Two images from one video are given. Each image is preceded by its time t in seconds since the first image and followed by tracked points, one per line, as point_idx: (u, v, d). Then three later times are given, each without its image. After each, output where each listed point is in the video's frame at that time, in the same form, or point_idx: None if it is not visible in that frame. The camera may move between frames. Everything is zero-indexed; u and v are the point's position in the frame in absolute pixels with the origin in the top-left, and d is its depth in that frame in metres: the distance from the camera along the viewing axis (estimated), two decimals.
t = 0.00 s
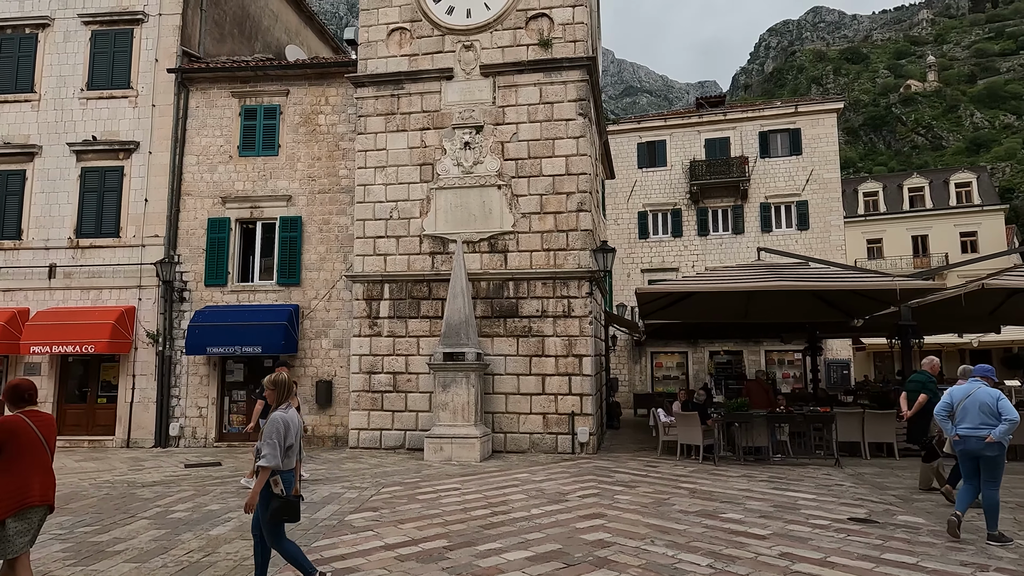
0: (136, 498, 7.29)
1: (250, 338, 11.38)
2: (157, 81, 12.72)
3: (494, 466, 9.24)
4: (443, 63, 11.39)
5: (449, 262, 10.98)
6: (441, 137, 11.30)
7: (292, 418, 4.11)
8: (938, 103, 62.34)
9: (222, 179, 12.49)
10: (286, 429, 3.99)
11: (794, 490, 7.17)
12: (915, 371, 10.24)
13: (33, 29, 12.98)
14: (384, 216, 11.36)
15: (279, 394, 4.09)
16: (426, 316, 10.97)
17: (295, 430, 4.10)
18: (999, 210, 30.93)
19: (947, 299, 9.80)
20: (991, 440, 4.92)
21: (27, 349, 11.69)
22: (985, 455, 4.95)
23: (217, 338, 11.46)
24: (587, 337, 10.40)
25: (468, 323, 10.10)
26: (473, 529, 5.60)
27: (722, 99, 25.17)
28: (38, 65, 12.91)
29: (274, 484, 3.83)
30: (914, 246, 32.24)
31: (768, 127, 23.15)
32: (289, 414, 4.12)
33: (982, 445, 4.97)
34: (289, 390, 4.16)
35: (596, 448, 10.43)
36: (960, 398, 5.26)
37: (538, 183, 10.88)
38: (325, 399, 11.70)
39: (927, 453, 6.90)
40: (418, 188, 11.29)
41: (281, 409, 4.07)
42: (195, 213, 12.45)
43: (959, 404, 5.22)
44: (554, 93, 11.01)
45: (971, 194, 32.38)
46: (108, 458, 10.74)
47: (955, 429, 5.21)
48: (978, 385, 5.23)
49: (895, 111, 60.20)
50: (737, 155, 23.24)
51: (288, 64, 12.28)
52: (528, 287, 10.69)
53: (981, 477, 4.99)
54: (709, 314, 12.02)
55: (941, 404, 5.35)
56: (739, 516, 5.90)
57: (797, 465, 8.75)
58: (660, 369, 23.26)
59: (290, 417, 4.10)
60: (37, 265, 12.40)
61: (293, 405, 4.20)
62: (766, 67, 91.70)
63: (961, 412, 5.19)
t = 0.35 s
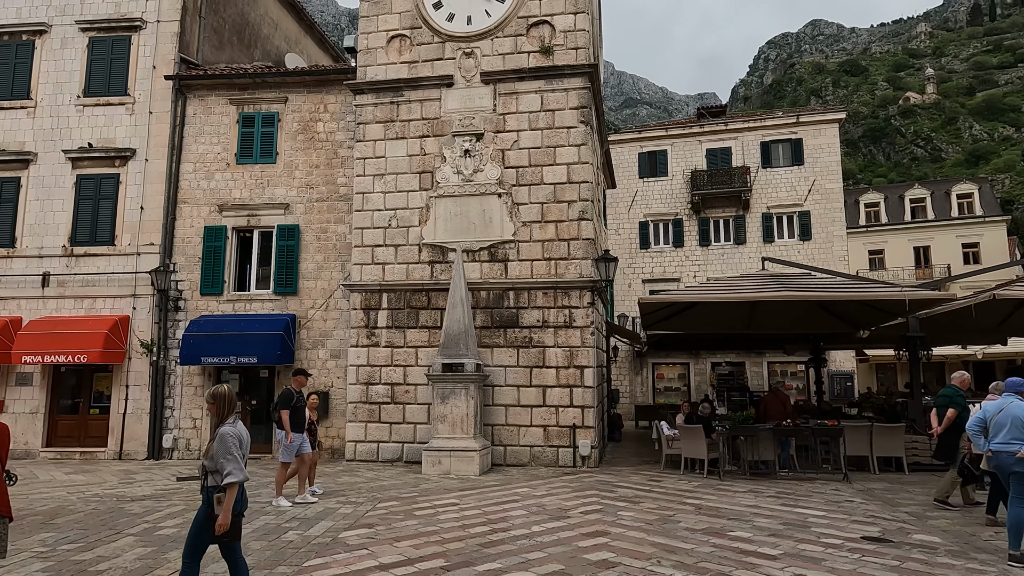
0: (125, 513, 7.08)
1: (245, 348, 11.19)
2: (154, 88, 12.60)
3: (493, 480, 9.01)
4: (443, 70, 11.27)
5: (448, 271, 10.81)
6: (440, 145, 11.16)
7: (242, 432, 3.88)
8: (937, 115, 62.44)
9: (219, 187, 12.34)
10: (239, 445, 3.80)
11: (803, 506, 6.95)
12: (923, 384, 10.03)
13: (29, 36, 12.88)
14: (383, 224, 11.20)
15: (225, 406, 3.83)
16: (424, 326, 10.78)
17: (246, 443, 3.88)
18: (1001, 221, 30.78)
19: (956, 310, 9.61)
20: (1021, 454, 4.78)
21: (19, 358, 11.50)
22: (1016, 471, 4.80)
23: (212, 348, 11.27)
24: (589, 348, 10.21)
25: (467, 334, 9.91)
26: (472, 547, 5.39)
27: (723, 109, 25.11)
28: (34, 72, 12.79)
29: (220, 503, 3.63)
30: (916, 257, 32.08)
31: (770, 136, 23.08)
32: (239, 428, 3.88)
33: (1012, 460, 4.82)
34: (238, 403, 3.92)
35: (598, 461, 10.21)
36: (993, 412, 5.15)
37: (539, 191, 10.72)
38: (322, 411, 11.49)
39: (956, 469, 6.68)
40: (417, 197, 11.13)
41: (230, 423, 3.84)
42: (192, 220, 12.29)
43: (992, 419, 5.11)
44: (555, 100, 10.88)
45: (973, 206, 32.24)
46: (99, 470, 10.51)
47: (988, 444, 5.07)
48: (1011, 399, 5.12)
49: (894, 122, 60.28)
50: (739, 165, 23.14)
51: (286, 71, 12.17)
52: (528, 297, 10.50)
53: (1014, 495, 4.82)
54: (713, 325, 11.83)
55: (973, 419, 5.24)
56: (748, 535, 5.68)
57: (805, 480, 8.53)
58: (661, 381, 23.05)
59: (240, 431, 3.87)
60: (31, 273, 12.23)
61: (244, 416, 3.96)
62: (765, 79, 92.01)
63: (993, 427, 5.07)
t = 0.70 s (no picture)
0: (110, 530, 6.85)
1: (240, 360, 10.99)
2: (152, 97, 12.50)
3: (492, 497, 8.79)
4: (443, 79, 11.16)
5: (446, 282, 10.64)
6: (440, 155, 11.03)
7: (164, 451, 3.68)
8: (937, 129, 62.54)
9: (216, 196, 12.20)
10: (157, 463, 3.58)
11: (812, 525, 6.72)
12: (931, 399, 9.83)
13: (27, 45, 12.81)
14: (381, 234, 11.04)
15: (149, 422, 3.67)
16: (422, 338, 10.59)
17: (168, 463, 3.68)
18: (1004, 234, 30.62)
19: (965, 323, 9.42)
20: None
21: (10, 369, 11.30)
22: None
23: (206, 360, 11.07)
24: (590, 361, 10.01)
25: (466, 345, 9.71)
26: (468, 568, 5.17)
27: (724, 121, 25.05)
28: (32, 81, 12.70)
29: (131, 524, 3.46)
30: (918, 270, 31.90)
31: (771, 148, 23.00)
32: (161, 446, 3.69)
33: None
34: (163, 420, 3.73)
35: (599, 477, 9.98)
36: None
37: (540, 202, 10.57)
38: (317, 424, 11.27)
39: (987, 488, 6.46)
40: (417, 207, 10.98)
41: (150, 441, 3.64)
42: (188, 230, 12.14)
43: None
44: (556, 109, 10.76)
45: (975, 219, 32.09)
46: (88, 484, 10.28)
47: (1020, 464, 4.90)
48: None
49: (894, 136, 60.33)
50: (741, 177, 23.04)
51: (285, 81, 12.07)
52: (528, 309, 10.33)
53: None
54: (716, 337, 11.64)
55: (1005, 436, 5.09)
56: (755, 556, 5.46)
57: (812, 498, 8.29)
58: (663, 395, 22.81)
59: (162, 449, 3.68)
60: (24, 283, 12.06)
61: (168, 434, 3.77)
62: (765, 93, 92.36)
63: None
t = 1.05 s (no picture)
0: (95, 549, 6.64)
1: (234, 373, 10.79)
2: (148, 108, 12.40)
3: (489, 515, 8.57)
4: (441, 89, 11.06)
5: (444, 294, 10.47)
6: (438, 166, 10.90)
7: (88, 470, 3.66)
8: (935, 144, 62.69)
9: (212, 208, 12.07)
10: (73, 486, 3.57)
11: (819, 545, 6.51)
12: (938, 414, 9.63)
13: (23, 55, 12.74)
14: (378, 246, 10.89)
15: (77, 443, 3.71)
16: (419, 351, 10.40)
17: (94, 482, 3.67)
18: (1005, 247, 30.50)
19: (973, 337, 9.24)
20: None
21: None
22: None
23: (199, 374, 10.86)
24: (590, 375, 9.82)
25: (463, 359, 9.52)
26: None
27: (725, 134, 25.00)
28: (27, 92, 12.61)
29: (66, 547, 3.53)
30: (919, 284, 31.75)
31: (771, 162, 22.92)
32: (85, 465, 3.68)
33: None
34: (87, 440, 3.73)
35: (600, 494, 9.76)
36: None
37: (539, 213, 10.43)
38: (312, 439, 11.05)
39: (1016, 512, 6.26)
40: (414, 218, 10.84)
41: (70, 462, 3.64)
42: (182, 242, 11.99)
43: None
44: (555, 120, 10.65)
45: (976, 232, 31.98)
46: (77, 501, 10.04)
47: None
48: None
49: (892, 150, 60.49)
50: (741, 190, 22.95)
51: (282, 92, 11.97)
52: (527, 322, 10.16)
53: None
54: (718, 351, 11.45)
55: None
56: None
57: (818, 517, 8.07)
58: (664, 409, 22.59)
59: (86, 469, 3.67)
60: (15, 295, 11.90)
61: (92, 452, 3.75)
62: (764, 108, 92.77)
63: None
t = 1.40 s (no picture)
0: (82, 567, 6.45)
1: (229, 387, 10.61)
2: (146, 117, 12.33)
3: (488, 532, 8.36)
4: (441, 100, 10.98)
5: (443, 306, 10.32)
6: (438, 176, 10.79)
7: (25, 481, 3.54)
8: (934, 159, 62.81)
9: (209, 218, 11.95)
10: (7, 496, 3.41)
11: (829, 565, 6.30)
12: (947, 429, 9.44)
13: (21, 65, 12.68)
14: (376, 257, 10.75)
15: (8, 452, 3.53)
16: (418, 364, 10.23)
17: (29, 494, 3.55)
18: (1007, 261, 30.37)
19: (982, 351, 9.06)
20: None
21: None
22: None
23: (194, 387, 10.68)
24: (591, 389, 9.63)
25: (462, 372, 9.34)
26: None
27: (725, 147, 24.94)
28: (25, 102, 12.54)
29: None
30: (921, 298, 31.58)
31: (773, 174, 22.86)
32: (21, 476, 3.55)
33: None
34: (22, 449, 3.58)
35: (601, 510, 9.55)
36: None
37: (539, 224, 10.30)
38: (308, 454, 10.85)
39: None
40: (414, 229, 10.71)
41: (8, 472, 3.49)
42: (179, 253, 11.86)
43: None
44: (556, 130, 10.55)
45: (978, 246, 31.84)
46: (66, 517, 9.82)
47: None
48: None
49: (891, 165, 60.59)
50: (742, 203, 22.87)
51: (281, 102, 11.90)
52: (528, 334, 10.00)
53: None
54: (721, 364, 11.28)
55: None
56: None
57: (825, 535, 7.86)
58: (665, 423, 22.40)
59: (22, 480, 3.54)
60: (9, 306, 11.75)
61: (29, 464, 3.62)
62: (763, 123, 93.11)
63: None
